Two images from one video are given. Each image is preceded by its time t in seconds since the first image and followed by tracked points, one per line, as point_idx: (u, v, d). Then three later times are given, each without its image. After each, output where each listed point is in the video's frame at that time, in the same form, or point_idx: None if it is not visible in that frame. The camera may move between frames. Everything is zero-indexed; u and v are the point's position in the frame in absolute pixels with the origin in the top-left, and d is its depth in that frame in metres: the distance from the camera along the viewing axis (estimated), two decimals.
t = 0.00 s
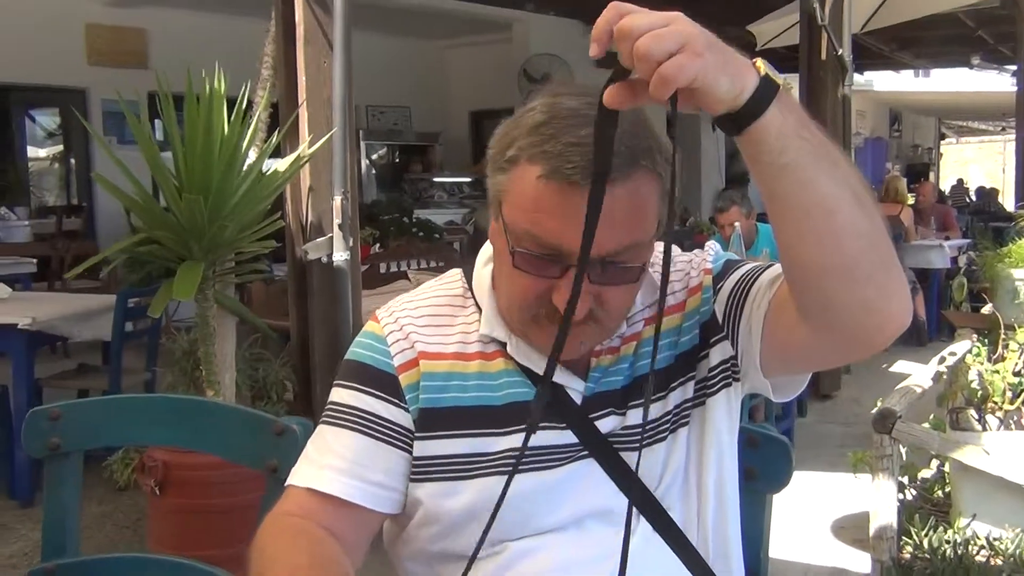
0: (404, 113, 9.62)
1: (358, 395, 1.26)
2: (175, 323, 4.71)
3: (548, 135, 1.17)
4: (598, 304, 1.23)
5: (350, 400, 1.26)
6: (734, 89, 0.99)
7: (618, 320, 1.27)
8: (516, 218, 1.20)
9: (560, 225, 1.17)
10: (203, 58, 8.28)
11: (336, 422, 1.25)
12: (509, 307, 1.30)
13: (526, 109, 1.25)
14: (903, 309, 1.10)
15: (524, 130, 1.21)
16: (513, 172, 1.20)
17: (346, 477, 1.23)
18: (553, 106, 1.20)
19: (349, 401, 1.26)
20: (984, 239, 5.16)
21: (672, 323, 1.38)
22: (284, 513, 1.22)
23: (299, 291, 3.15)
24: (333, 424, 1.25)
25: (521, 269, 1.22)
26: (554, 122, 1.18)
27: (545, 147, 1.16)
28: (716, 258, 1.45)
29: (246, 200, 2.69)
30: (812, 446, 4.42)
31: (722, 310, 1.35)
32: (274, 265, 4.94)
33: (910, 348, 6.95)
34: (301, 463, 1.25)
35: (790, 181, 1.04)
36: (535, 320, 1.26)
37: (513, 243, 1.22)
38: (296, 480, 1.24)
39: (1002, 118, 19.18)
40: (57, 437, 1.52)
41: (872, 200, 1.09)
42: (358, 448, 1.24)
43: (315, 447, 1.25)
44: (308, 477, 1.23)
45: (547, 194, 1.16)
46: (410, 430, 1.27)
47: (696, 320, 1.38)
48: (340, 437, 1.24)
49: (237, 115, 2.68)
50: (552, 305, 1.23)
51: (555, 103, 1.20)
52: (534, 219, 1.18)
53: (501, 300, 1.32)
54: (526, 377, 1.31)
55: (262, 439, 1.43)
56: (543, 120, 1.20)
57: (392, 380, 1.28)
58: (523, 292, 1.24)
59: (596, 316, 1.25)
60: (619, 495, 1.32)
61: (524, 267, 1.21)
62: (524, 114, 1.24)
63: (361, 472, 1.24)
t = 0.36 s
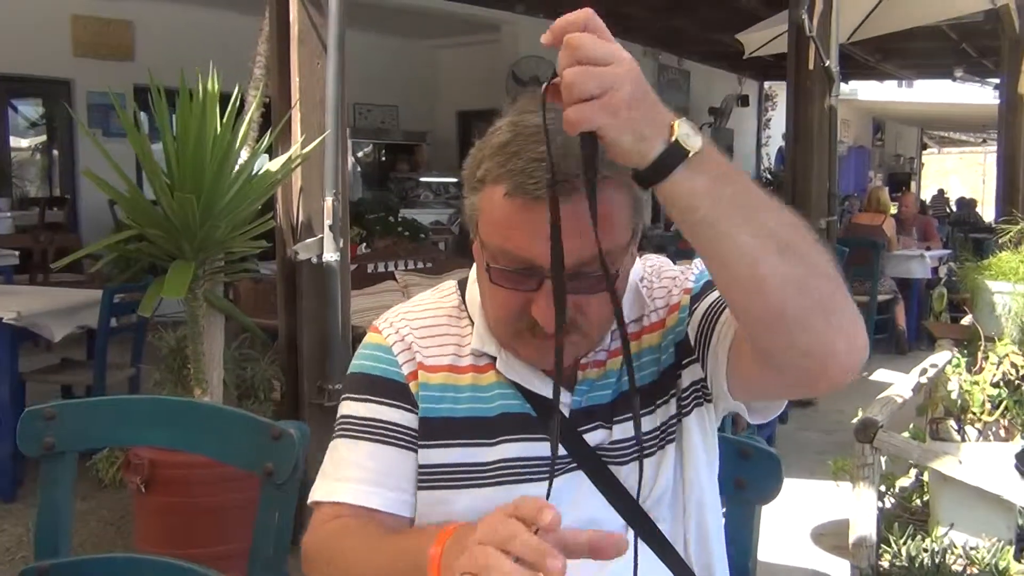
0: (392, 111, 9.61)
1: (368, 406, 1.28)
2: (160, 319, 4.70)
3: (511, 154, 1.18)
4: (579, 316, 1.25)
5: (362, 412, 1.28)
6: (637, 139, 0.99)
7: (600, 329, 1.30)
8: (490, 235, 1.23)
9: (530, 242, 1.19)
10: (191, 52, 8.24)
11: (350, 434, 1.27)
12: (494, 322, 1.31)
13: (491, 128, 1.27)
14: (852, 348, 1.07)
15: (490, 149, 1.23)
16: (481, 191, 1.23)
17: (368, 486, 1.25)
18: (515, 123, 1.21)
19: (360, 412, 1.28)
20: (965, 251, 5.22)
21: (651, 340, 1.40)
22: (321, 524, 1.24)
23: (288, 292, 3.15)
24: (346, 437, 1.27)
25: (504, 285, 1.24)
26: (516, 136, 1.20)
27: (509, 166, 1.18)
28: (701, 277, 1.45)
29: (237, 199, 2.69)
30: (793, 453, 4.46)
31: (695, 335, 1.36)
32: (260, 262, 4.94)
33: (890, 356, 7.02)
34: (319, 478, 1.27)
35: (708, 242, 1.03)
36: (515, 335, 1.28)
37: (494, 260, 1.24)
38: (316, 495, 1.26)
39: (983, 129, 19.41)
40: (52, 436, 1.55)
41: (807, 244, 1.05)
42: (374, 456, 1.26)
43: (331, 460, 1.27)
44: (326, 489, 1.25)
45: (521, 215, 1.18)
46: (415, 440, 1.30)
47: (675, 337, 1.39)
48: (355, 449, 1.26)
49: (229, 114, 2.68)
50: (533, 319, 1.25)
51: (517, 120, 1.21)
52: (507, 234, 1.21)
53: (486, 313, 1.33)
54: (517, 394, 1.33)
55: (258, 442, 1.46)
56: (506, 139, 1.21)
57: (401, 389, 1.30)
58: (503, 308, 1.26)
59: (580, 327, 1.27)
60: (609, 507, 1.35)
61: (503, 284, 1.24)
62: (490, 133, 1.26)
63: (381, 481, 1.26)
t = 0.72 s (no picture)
0: (386, 107, 9.62)
1: (379, 411, 1.31)
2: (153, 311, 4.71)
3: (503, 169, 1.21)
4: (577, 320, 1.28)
5: (374, 417, 1.31)
6: (609, 198, 1.06)
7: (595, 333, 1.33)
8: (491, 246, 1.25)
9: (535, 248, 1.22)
10: (186, 44, 8.22)
11: (361, 438, 1.30)
12: (495, 328, 1.34)
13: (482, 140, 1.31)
14: (839, 368, 1.16)
15: (486, 161, 1.26)
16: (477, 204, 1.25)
17: (380, 487, 1.28)
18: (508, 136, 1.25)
19: (371, 416, 1.31)
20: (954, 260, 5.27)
21: (644, 351, 1.42)
22: (335, 525, 1.24)
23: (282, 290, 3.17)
24: (358, 442, 1.29)
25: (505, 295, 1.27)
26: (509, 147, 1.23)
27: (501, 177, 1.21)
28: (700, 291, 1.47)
29: (234, 196, 2.70)
30: (780, 457, 4.50)
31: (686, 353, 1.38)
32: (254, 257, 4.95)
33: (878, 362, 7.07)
34: (330, 484, 1.28)
35: (691, 290, 1.10)
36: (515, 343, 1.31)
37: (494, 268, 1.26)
38: (328, 500, 1.26)
39: (974, 137, 19.50)
40: (49, 431, 1.57)
41: (786, 278, 1.12)
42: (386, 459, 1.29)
43: (343, 464, 1.29)
44: (339, 493, 1.26)
45: (516, 223, 1.22)
46: (419, 443, 1.33)
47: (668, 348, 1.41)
48: (367, 453, 1.29)
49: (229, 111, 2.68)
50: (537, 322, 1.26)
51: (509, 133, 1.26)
52: (508, 243, 1.23)
53: (485, 320, 1.35)
54: (516, 400, 1.35)
55: (255, 440, 1.49)
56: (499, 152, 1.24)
57: (405, 392, 1.33)
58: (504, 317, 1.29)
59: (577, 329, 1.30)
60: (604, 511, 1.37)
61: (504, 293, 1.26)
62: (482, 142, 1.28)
63: (393, 483, 1.29)
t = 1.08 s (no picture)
0: (392, 110, 9.63)
1: (350, 429, 1.35)
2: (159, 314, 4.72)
3: (531, 170, 1.25)
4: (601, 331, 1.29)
5: (344, 434, 1.35)
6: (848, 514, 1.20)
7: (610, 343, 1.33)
8: (511, 255, 1.27)
9: (557, 252, 1.24)
10: (193, 48, 8.25)
11: (330, 454, 1.35)
12: (506, 338, 1.35)
13: (500, 145, 1.34)
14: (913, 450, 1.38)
15: (505, 168, 1.28)
16: (500, 210, 1.27)
17: (335, 501, 1.31)
18: (529, 142, 1.30)
19: (340, 433, 1.35)
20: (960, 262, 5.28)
21: (689, 377, 1.44)
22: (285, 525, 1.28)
23: (290, 291, 3.19)
24: (328, 455, 1.35)
25: (533, 306, 1.27)
26: (532, 157, 1.27)
27: (528, 183, 1.24)
28: (754, 334, 1.51)
29: (242, 202, 2.72)
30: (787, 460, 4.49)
31: (770, 414, 1.45)
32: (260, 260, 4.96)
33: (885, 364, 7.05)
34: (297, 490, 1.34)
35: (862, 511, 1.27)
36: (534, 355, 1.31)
37: (524, 276, 1.26)
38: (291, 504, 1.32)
39: (981, 139, 19.46)
40: (61, 434, 1.58)
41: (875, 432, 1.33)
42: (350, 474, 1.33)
43: (311, 474, 1.35)
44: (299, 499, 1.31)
45: (537, 225, 1.24)
46: (397, 462, 1.35)
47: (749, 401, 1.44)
48: (333, 468, 1.34)
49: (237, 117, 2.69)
50: (563, 332, 1.28)
51: (530, 140, 1.30)
52: (530, 251, 1.25)
53: (497, 331, 1.37)
54: (518, 409, 1.36)
55: (265, 445, 1.50)
56: (513, 163, 1.28)
57: (380, 414, 1.36)
58: (527, 327, 1.29)
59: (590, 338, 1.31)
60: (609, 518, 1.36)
61: (536, 301, 1.26)
62: (501, 152, 1.31)
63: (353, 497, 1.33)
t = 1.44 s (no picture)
0: (396, 115, 9.65)
1: (368, 447, 1.36)
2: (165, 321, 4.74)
3: (500, 168, 1.26)
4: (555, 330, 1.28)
5: (363, 453, 1.35)
6: None
7: (583, 350, 1.30)
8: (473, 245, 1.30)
9: (500, 246, 1.25)
10: (196, 54, 8.29)
11: (350, 473, 1.35)
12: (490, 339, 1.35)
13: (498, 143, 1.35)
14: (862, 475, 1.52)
15: (484, 161, 1.31)
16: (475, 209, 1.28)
17: (351, 526, 1.35)
18: (512, 139, 1.30)
19: (358, 452, 1.35)
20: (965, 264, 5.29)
21: (714, 398, 1.42)
22: (307, 553, 1.34)
23: (295, 296, 3.21)
24: (347, 474, 1.36)
25: (497, 307, 1.28)
26: (505, 155, 1.27)
27: (495, 180, 1.25)
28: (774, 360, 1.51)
29: (248, 209, 2.73)
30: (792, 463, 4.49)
31: (777, 442, 1.46)
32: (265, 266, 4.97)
33: (890, 366, 7.04)
34: (315, 506, 1.38)
35: None
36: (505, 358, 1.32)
37: (489, 273, 1.27)
38: (309, 523, 1.36)
39: (984, 140, 19.44)
40: (70, 441, 1.59)
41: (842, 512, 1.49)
42: (368, 497, 1.35)
43: (331, 493, 1.37)
44: (318, 521, 1.36)
45: (500, 224, 1.24)
46: (416, 482, 1.35)
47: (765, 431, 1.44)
48: (352, 489, 1.35)
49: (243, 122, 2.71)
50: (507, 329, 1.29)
51: (514, 137, 1.31)
52: (482, 242, 1.27)
53: (486, 338, 1.36)
54: (538, 422, 1.36)
55: (274, 451, 1.51)
56: (492, 160, 1.28)
57: (394, 432, 1.35)
58: (495, 326, 1.30)
59: (557, 339, 1.29)
60: (629, 532, 1.37)
61: (498, 299, 1.27)
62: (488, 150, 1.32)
63: (371, 522, 1.35)
